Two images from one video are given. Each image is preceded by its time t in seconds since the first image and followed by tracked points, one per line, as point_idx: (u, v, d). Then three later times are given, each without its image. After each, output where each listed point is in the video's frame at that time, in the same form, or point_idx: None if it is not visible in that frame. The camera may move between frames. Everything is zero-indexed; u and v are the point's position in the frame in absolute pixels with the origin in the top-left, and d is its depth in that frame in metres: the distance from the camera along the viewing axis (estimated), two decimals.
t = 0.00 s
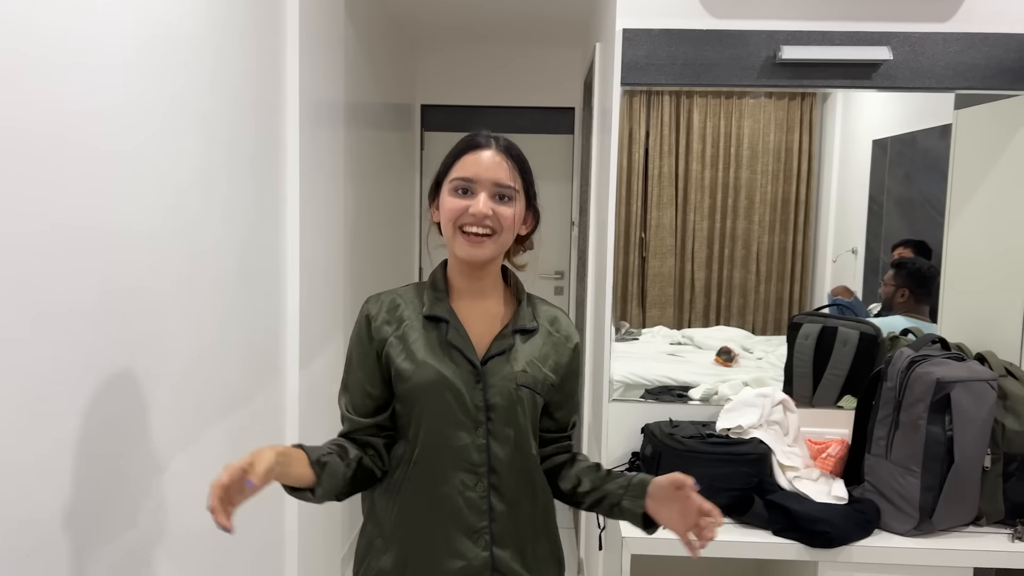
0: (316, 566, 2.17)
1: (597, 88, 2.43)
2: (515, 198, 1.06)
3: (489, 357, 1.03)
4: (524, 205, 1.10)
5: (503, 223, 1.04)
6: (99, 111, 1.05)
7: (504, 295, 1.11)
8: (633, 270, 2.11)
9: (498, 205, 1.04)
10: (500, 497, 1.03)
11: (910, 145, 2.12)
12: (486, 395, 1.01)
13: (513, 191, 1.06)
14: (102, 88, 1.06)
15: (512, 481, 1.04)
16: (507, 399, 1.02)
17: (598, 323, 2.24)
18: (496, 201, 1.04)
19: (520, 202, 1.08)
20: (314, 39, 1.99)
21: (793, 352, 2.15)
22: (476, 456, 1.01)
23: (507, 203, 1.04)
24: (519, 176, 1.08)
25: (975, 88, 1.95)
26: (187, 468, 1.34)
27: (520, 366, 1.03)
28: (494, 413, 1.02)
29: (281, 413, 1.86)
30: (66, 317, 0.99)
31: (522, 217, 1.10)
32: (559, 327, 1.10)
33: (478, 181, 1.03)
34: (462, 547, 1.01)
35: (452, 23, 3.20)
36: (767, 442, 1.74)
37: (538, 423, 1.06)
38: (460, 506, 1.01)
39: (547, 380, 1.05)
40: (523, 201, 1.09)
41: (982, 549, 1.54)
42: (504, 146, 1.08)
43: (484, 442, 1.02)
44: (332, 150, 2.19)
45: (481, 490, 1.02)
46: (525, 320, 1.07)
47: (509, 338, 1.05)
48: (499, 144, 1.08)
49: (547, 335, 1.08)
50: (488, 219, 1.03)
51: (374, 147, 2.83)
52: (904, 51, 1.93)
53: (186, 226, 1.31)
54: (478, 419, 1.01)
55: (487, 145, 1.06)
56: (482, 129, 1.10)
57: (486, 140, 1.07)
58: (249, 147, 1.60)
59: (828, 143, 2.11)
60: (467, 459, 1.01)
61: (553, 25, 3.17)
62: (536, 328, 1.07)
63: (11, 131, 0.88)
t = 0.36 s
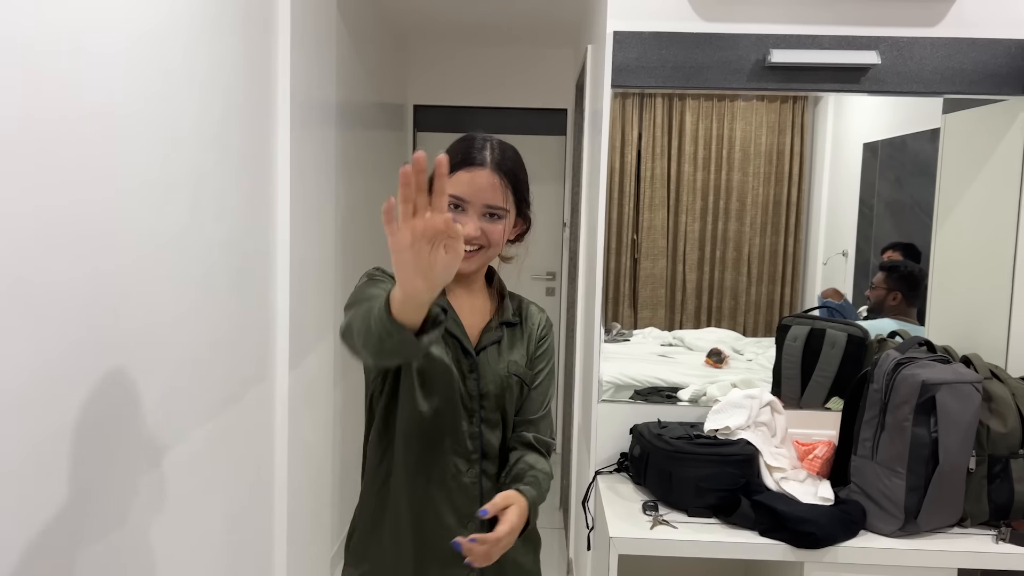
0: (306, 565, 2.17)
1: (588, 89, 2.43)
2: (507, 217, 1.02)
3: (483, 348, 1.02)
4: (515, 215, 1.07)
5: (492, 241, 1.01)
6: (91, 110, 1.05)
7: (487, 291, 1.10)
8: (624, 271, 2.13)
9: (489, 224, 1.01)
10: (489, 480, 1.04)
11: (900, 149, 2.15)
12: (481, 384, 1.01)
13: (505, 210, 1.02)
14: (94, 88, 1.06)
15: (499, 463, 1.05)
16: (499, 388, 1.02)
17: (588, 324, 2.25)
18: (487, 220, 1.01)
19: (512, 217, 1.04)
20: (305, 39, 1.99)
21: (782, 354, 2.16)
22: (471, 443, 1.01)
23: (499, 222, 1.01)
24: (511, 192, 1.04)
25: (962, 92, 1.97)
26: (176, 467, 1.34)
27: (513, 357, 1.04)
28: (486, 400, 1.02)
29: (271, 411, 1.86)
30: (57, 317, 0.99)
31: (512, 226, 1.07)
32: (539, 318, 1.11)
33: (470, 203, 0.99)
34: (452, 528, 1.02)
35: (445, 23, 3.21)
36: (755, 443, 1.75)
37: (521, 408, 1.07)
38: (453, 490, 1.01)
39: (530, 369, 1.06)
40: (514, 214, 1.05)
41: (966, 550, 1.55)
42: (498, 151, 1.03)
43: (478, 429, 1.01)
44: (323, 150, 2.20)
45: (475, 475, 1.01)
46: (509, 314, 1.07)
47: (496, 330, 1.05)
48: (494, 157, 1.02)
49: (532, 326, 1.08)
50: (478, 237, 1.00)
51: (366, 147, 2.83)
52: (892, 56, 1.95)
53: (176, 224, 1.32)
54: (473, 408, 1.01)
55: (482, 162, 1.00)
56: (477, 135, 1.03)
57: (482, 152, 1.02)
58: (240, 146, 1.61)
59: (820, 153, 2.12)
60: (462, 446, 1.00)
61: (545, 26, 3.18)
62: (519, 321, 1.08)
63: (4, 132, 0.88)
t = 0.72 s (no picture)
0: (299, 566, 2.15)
1: (583, 89, 2.43)
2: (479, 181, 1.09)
3: (493, 338, 1.10)
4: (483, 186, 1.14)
5: (481, 204, 1.08)
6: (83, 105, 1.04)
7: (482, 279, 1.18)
8: (619, 271, 2.12)
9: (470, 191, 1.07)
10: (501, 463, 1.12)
11: (894, 149, 2.14)
12: (495, 371, 1.08)
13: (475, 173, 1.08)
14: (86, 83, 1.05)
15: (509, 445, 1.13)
16: (509, 374, 1.10)
17: (583, 323, 2.25)
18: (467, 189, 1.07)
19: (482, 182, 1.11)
20: (299, 36, 1.98)
21: (776, 353, 2.15)
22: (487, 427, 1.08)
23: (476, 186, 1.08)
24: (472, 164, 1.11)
25: (957, 91, 1.96)
26: (166, 465, 1.33)
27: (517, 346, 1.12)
28: (499, 388, 1.09)
29: (263, 411, 1.85)
30: (48, 311, 0.98)
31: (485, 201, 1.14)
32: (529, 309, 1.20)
33: (446, 180, 1.05)
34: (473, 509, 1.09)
35: (440, 22, 3.20)
36: (749, 441, 1.75)
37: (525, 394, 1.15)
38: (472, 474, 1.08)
39: (529, 358, 1.15)
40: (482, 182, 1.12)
41: (961, 548, 1.55)
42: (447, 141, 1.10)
43: (493, 414, 1.09)
44: (317, 149, 2.19)
45: (490, 456, 1.09)
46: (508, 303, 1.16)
47: (503, 321, 1.13)
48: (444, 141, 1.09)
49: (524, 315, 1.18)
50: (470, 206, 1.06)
51: (360, 147, 2.82)
52: (887, 54, 1.95)
53: (168, 219, 1.30)
54: (488, 394, 1.08)
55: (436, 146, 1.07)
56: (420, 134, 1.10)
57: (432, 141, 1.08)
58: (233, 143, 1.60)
59: (814, 149, 2.11)
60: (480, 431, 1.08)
61: (540, 25, 3.17)
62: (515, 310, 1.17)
63: None
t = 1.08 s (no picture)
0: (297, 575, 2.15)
1: (580, 97, 2.44)
2: (493, 207, 1.20)
3: (496, 337, 1.23)
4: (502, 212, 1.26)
5: (485, 228, 1.18)
6: (84, 119, 1.04)
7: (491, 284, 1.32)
8: (616, 278, 2.12)
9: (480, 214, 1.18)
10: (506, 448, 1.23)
11: (889, 155, 2.15)
12: (496, 364, 1.21)
13: (491, 201, 1.19)
14: (88, 99, 1.05)
15: (513, 432, 1.24)
16: (512, 368, 1.23)
17: (580, 330, 2.25)
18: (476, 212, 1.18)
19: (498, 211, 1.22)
20: (297, 47, 1.99)
21: (774, 358, 2.16)
22: (491, 415, 1.20)
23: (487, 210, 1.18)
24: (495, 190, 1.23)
25: (951, 99, 1.98)
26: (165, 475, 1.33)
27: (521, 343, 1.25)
28: (503, 379, 1.22)
29: (262, 421, 1.85)
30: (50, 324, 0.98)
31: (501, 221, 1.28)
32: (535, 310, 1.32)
33: (460, 198, 1.17)
34: (479, 490, 1.21)
35: (436, 31, 3.21)
36: (747, 448, 1.75)
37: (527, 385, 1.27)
38: (479, 457, 1.20)
39: (533, 351, 1.28)
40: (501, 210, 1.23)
41: (960, 554, 1.55)
42: (481, 162, 1.23)
43: (496, 403, 1.21)
44: (315, 156, 2.19)
45: (493, 442, 1.21)
46: (513, 306, 1.29)
47: (506, 322, 1.26)
48: (477, 163, 1.22)
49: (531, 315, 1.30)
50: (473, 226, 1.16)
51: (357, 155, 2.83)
52: (881, 62, 1.96)
53: (167, 230, 1.31)
54: (491, 385, 1.20)
55: (467, 166, 1.20)
56: (461, 151, 1.24)
57: (465, 161, 1.22)
58: (230, 154, 1.60)
59: (809, 152, 2.13)
60: (483, 419, 1.19)
61: (536, 33, 3.18)
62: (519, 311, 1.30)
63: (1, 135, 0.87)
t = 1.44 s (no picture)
0: None
1: (576, 112, 2.46)
2: (491, 228, 1.33)
3: (489, 341, 1.34)
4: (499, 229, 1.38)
5: (483, 248, 1.31)
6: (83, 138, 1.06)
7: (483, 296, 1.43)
8: (615, 290, 2.13)
9: (479, 234, 1.31)
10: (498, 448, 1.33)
11: (885, 167, 2.15)
12: (490, 368, 1.31)
13: (489, 222, 1.32)
14: (87, 118, 1.06)
15: (505, 433, 1.34)
16: (504, 371, 1.33)
17: (578, 343, 2.26)
18: (475, 231, 1.31)
19: (495, 231, 1.35)
20: (295, 64, 2.01)
21: (771, 371, 2.17)
22: (484, 416, 1.30)
23: (486, 232, 1.31)
24: (493, 210, 1.36)
25: (944, 112, 2.00)
26: (165, 491, 1.33)
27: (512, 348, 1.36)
28: (495, 382, 1.32)
29: (262, 436, 1.86)
30: (51, 344, 0.99)
31: (498, 238, 1.39)
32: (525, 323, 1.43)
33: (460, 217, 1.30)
34: (474, 486, 1.31)
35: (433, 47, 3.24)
36: (744, 460, 1.76)
37: (517, 389, 1.37)
38: (473, 455, 1.30)
39: (523, 357, 1.38)
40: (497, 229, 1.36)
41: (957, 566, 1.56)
42: (481, 181, 1.36)
43: (489, 404, 1.31)
44: (314, 171, 2.21)
45: (487, 441, 1.31)
46: (503, 316, 1.40)
47: (498, 329, 1.37)
48: (476, 184, 1.34)
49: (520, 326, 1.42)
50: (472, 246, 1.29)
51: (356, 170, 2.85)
52: (874, 76, 1.98)
53: (166, 247, 1.32)
54: (485, 387, 1.30)
55: (467, 187, 1.32)
56: (463, 170, 1.36)
57: (466, 181, 1.34)
58: (229, 170, 1.61)
59: (806, 164, 2.13)
60: (477, 420, 1.30)
61: (533, 48, 3.21)
62: (511, 321, 1.41)
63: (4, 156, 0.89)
